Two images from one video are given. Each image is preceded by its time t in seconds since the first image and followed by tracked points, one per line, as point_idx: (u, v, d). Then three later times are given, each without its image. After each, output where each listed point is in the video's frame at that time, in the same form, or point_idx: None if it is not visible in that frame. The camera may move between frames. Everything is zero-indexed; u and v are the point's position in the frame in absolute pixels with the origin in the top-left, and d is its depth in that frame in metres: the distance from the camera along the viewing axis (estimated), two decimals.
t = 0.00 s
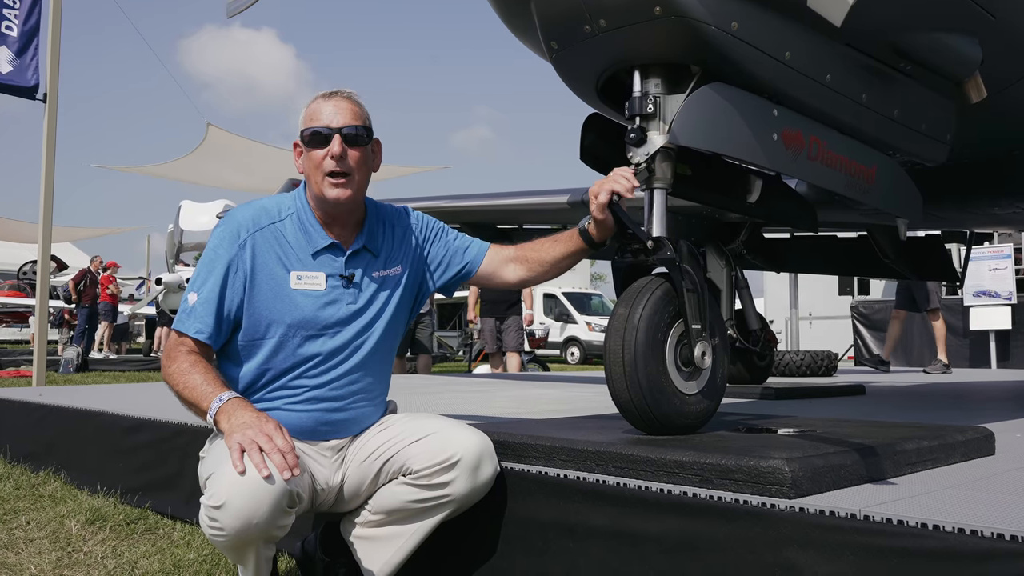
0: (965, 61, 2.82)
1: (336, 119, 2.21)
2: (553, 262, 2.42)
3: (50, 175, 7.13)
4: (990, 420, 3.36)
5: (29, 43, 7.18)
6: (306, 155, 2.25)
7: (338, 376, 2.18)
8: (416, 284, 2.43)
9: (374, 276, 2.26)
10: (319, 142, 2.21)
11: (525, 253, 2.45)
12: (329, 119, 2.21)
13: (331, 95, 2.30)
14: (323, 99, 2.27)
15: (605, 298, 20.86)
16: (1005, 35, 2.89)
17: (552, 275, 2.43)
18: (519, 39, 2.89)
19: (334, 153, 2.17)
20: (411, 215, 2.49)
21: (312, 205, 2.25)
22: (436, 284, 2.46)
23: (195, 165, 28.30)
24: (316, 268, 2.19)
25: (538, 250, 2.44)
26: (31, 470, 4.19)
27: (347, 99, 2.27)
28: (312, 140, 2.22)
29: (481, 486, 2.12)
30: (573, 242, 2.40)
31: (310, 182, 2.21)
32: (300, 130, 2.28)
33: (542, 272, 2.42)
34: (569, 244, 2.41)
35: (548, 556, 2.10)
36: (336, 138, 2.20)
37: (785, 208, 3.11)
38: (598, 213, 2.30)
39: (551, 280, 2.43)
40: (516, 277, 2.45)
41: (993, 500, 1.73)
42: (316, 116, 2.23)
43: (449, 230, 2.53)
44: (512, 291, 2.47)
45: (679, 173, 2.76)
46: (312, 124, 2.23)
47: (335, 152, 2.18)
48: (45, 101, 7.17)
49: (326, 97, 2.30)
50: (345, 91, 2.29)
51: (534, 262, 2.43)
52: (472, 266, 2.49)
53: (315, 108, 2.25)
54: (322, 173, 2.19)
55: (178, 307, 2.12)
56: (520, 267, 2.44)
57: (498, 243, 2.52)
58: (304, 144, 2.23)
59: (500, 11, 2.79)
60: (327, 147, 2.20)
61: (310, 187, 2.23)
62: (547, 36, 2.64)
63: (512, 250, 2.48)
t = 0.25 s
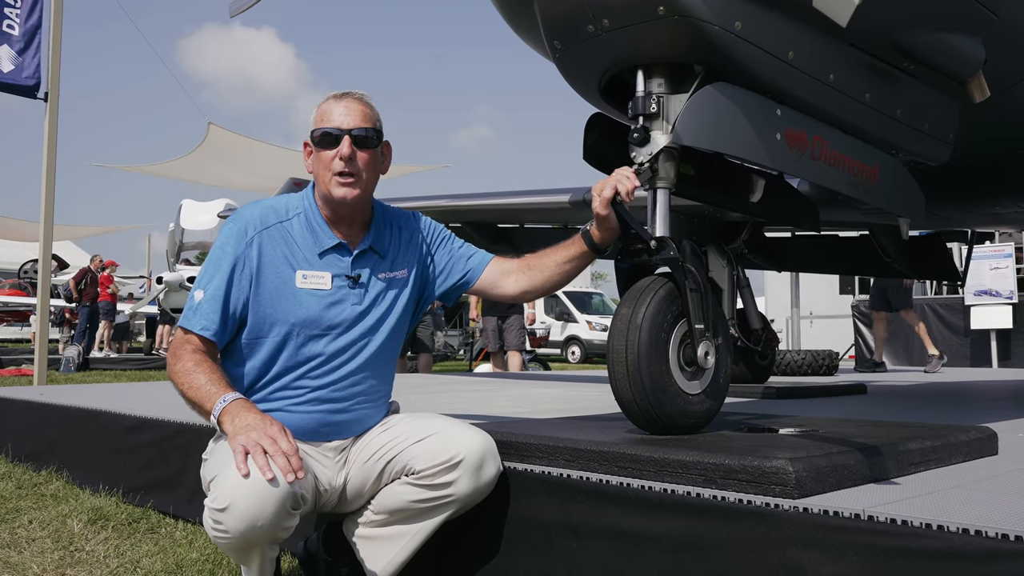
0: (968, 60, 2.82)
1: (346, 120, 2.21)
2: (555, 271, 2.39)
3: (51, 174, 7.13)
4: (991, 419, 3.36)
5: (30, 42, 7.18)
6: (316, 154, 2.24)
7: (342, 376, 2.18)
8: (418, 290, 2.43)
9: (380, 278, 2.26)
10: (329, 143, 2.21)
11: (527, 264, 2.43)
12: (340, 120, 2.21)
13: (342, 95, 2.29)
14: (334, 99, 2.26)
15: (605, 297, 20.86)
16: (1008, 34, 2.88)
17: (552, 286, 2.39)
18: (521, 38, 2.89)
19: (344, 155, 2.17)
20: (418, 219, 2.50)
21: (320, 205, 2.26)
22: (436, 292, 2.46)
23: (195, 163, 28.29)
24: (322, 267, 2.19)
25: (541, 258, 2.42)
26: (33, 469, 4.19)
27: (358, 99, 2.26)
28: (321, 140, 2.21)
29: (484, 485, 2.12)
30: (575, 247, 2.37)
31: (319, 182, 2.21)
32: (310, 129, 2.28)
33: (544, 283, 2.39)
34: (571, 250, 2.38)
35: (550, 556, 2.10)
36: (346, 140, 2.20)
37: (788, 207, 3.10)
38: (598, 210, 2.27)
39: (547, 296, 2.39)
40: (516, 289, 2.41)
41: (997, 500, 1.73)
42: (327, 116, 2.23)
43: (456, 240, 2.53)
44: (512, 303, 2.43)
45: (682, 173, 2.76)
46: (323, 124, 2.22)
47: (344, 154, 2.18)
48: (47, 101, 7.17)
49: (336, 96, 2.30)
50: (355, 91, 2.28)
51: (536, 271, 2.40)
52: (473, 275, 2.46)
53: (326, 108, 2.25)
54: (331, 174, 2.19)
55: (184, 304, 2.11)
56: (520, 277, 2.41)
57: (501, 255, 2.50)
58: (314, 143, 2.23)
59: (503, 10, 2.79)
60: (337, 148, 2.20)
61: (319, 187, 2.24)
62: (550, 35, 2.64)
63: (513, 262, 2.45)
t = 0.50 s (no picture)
0: (967, 59, 2.82)
1: (352, 120, 2.22)
2: (554, 270, 2.38)
3: (51, 173, 7.14)
4: (991, 418, 3.36)
5: (31, 40, 7.18)
6: (320, 153, 2.25)
7: (342, 377, 2.19)
8: (418, 290, 2.44)
9: (381, 279, 2.26)
10: (334, 142, 2.21)
11: (526, 264, 2.43)
12: (346, 120, 2.22)
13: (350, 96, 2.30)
14: (342, 100, 2.27)
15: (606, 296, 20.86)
16: (1007, 33, 2.88)
17: (550, 285, 2.38)
18: (520, 37, 2.90)
19: (349, 154, 2.18)
20: (420, 221, 2.51)
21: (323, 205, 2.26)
22: (434, 294, 2.47)
23: (196, 162, 28.30)
24: (323, 267, 2.19)
25: (540, 258, 2.42)
26: (33, 467, 4.20)
27: (366, 101, 2.27)
28: (326, 140, 2.22)
29: (483, 484, 2.13)
30: (574, 246, 2.37)
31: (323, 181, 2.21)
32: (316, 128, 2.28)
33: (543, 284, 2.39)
34: (570, 249, 2.38)
35: (549, 554, 2.10)
36: (352, 139, 2.20)
37: (787, 206, 3.10)
38: (597, 209, 2.27)
39: (547, 296, 2.39)
40: (515, 290, 2.41)
41: (993, 498, 1.73)
42: (334, 116, 2.24)
43: (457, 242, 2.53)
44: (511, 305, 2.43)
45: (681, 172, 2.76)
46: (329, 123, 2.23)
47: (349, 153, 2.19)
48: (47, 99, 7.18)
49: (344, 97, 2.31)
50: (363, 93, 2.30)
51: (535, 271, 2.41)
52: (472, 276, 2.47)
53: (334, 108, 2.26)
54: (335, 173, 2.20)
55: (186, 303, 2.12)
56: (520, 278, 2.42)
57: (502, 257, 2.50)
58: (319, 142, 2.23)
59: (502, 10, 2.80)
60: (342, 147, 2.20)
61: (322, 187, 2.24)
62: (548, 34, 2.65)
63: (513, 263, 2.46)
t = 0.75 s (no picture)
0: (967, 59, 2.82)
1: (363, 119, 2.23)
2: (556, 270, 2.39)
3: (51, 171, 7.14)
4: (991, 417, 3.36)
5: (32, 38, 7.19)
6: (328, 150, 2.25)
7: (342, 377, 2.19)
8: (418, 290, 2.44)
9: (381, 279, 2.26)
10: (343, 139, 2.21)
11: (528, 263, 2.43)
12: (358, 118, 2.23)
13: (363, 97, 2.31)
14: (355, 99, 2.29)
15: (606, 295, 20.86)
16: (1007, 32, 2.88)
17: (552, 284, 2.39)
18: (519, 36, 2.90)
19: (357, 151, 2.18)
20: (421, 220, 2.51)
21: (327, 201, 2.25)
22: (436, 293, 2.47)
23: (196, 161, 28.30)
24: (325, 267, 2.19)
25: (540, 257, 2.42)
26: (33, 466, 4.20)
27: (378, 103, 2.28)
28: (335, 137, 2.22)
29: (483, 484, 2.13)
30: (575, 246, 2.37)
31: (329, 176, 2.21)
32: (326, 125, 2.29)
33: (545, 283, 2.39)
34: (571, 249, 2.38)
35: (549, 553, 2.10)
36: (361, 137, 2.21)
37: (787, 205, 3.10)
38: (597, 208, 2.27)
39: (547, 296, 2.40)
40: (516, 289, 2.41)
41: (992, 498, 1.73)
42: (347, 114, 2.24)
43: (458, 241, 2.53)
44: (513, 304, 2.43)
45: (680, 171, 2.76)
46: (341, 121, 2.24)
47: (358, 150, 2.19)
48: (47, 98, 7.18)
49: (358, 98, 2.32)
50: (376, 94, 2.31)
51: (536, 271, 2.41)
52: (474, 275, 2.46)
53: (347, 106, 2.27)
54: (342, 169, 2.19)
55: (187, 302, 2.12)
56: (521, 277, 2.41)
57: (503, 256, 2.50)
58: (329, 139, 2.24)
59: (503, 9, 2.80)
60: (351, 144, 2.20)
61: (326, 183, 2.24)
62: (548, 34, 2.65)
63: (515, 262, 2.46)
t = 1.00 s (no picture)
0: (968, 59, 2.82)
1: (366, 118, 2.23)
2: (559, 269, 2.39)
3: (53, 170, 7.14)
4: (992, 417, 3.36)
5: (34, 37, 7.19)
6: (331, 149, 2.25)
7: (346, 377, 2.19)
8: (421, 290, 2.44)
9: (385, 278, 2.26)
10: (346, 138, 2.21)
11: (530, 263, 2.44)
12: (360, 117, 2.23)
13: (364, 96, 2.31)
14: (356, 98, 2.28)
15: (607, 294, 20.86)
16: (1008, 32, 2.88)
17: (556, 284, 2.40)
18: (521, 36, 2.90)
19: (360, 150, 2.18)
20: (424, 220, 2.51)
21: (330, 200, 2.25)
22: (438, 293, 2.47)
23: (197, 160, 28.31)
24: (329, 267, 2.19)
25: (543, 257, 2.43)
26: (35, 465, 4.21)
27: (380, 102, 2.28)
28: (339, 136, 2.22)
29: (484, 483, 2.13)
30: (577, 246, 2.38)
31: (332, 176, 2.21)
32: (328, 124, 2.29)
33: (548, 283, 2.40)
34: (574, 249, 2.39)
35: (550, 552, 2.11)
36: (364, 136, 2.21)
37: (788, 205, 3.10)
38: (598, 209, 2.28)
39: (550, 296, 2.40)
40: (519, 289, 2.41)
41: (993, 497, 1.74)
42: (348, 113, 2.24)
43: (460, 241, 2.54)
44: (515, 304, 2.43)
45: (681, 171, 2.76)
46: (343, 120, 2.24)
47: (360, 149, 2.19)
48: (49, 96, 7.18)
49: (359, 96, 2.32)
50: (377, 93, 2.31)
51: (539, 270, 2.41)
52: (477, 275, 2.47)
53: (348, 105, 2.26)
54: (345, 168, 2.19)
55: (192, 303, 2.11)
56: (523, 277, 2.42)
57: (505, 256, 2.50)
58: (331, 138, 2.24)
59: (504, 9, 2.80)
60: (354, 144, 2.20)
61: (330, 183, 2.24)
62: (550, 34, 2.65)
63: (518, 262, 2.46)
